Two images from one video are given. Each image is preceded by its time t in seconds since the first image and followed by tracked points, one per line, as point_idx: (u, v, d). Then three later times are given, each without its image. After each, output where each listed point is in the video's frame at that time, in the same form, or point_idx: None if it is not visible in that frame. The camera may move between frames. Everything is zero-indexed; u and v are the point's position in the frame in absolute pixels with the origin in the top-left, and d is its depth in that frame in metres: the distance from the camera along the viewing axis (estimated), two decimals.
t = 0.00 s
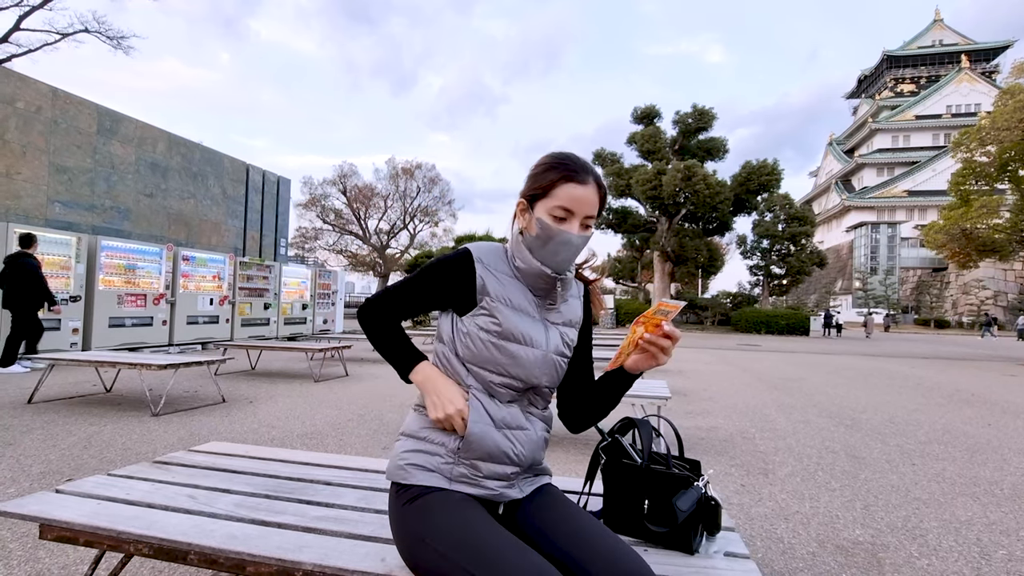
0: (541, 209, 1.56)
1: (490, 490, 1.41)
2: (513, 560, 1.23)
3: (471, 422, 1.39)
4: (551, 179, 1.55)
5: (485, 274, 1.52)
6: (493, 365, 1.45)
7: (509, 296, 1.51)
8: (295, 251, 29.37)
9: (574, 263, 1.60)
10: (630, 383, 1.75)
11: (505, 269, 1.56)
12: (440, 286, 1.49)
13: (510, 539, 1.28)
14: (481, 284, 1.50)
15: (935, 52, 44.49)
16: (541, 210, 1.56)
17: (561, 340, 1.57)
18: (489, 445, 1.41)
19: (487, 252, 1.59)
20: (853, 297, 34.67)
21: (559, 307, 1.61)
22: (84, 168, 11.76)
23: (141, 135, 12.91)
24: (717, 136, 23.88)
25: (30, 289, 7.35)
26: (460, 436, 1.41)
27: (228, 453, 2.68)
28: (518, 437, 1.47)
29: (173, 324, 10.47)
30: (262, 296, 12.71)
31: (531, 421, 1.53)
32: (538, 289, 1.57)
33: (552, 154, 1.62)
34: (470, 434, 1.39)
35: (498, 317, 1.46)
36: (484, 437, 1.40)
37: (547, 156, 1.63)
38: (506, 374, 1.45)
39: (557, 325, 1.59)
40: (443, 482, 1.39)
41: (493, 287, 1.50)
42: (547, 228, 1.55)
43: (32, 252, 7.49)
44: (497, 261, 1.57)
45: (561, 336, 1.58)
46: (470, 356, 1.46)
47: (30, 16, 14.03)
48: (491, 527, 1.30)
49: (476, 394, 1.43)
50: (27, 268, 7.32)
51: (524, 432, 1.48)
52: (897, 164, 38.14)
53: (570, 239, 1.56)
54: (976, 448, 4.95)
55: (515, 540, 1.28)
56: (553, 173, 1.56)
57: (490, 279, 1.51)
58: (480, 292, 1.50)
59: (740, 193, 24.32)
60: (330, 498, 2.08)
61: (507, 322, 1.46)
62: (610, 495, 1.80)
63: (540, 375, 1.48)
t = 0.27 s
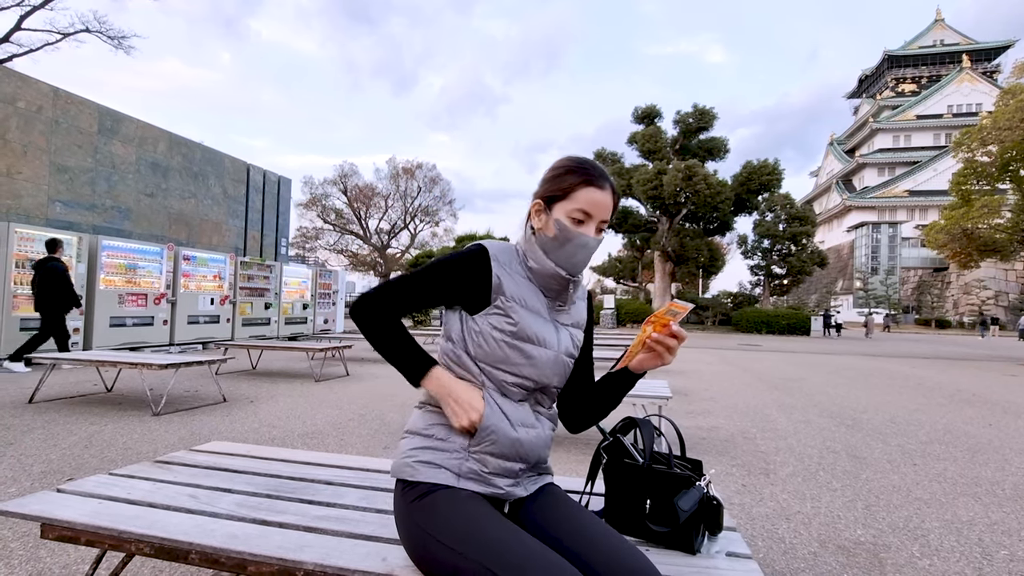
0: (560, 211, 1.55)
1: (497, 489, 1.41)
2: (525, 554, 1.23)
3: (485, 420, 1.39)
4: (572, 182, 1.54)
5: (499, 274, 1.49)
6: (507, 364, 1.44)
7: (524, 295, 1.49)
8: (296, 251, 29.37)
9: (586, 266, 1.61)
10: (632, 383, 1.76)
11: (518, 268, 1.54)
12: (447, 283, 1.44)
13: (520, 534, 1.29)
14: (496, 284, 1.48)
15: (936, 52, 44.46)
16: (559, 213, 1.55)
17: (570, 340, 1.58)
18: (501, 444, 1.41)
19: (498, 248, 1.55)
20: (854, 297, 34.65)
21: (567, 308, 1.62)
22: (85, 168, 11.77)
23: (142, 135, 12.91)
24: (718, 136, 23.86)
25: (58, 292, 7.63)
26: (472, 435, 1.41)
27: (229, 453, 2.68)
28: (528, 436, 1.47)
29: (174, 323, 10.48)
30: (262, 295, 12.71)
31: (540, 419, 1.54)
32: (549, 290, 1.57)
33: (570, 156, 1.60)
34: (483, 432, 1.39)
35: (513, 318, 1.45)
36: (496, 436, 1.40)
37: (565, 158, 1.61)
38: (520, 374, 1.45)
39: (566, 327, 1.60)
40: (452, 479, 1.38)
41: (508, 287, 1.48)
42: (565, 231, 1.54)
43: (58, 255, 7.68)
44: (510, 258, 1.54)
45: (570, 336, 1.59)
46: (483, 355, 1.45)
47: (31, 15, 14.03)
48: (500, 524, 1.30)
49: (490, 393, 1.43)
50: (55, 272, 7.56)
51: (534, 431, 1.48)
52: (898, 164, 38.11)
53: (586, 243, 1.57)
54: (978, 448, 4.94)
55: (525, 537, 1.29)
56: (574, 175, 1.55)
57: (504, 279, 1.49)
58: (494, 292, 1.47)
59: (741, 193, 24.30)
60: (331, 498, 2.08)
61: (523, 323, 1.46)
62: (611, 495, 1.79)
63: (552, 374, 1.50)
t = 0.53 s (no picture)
0: (571, 213, 1.55)
1: (502, 491, 1.41)
2: (530, 553, 1.24)
3: (491, 426, 1.38)
4: (585, 184, 1.55)
5: (505, 278, 1.48)
6: (515, 370, 1.44)
7: (530, 300, 1.49)
8: (296, 251, 29.36)
9: (594, 269, 1.62)
10: (633, 382, 1.77)
11: (523, 271, 1.54)
12: (455, 295, 1.42)
13: (525, 535, 1.29)
14: (503, 287, 1.47)
15: (936, 52, 44.48)
16: (570, 214, 1.55)
17: (574, 343, 1.59)
18: (509, 451, 1.41)
19: (502, 252, 1.54)
20: (854, 297, 34.65)
21: (571, 310, 1.62)
22: (85, 168, 11.77)
23: (142, 135, 12.92)
24: (718, 136, 23.86)
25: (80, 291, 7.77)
26: (478, 441, 1.41)
27: (230, 453, 2.69)
28: (531, 442, 1.47)
29: (174, 323, 10.48)
30: (263, 295, 12.71)
31: (543, 425, 1.54)
32: (555, 292, 1.56)
33: (580, 159, 1.61)
34: (489, 438, 1.39)
35: (520, 322, 1.45)
36: (503, 440, 1.40)
37: (575, 160, 1.61)
38: (527, 378, 1.45)
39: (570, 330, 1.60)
40: (456, 482, 1.38)
41: (516, 291, 1.47)
42: (576, 234, 1.55)
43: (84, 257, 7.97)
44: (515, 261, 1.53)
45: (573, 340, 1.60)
46: (489, 360, 1.44)
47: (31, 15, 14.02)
48: (505, 526, 1.30)
49: (495, 398, 1.42)
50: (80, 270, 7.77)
51: (539, 437, 1.49)
52: (898, 164, 38.12)
53: (596, 246, 1.57)
54: (978, 448, 4.94)
55: (532, 537, 1.29)
56: (586, 178, 1.55)
57: (511, 283, 1.48)
58: (500, 297, 1.46)
59: (741, 193, 24.30)
60: (333, 498, 2.08)
61: (530, 328, 1.45)
62: (613, 496, 1.79)
63: (559, 379, 1.50)
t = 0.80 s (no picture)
0: (570, 213, 1.55)
1: (501, 493, 1.41)
2: (530, 554, 1.24)
3: (489, 428, 1.38)
4: (585, 184, 1.55)
5: (502, 279, 1.47)
6: (513, 371, 1.43)
7: (528, 301, 1.49)
8: (296, 251, 29.34)
9: (593, 269, 1.62)
10: (631, 380, 1.77)
11: (520, 271, 1.53)
12: (452, 296, 1.41)
13: (525, 537, 1.29)
14: (500, 288, 1.46)
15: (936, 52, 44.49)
16: (569, 214, 1.55)
17: (572, 342, 1.59)
18: (507, 454, 1.41)
19: (499, 251, 1.53)
20: (854, 297, 34.65)
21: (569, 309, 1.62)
22: (85, 168, 11.76)
23: (142, 135, 12.92)
24: (718, 136, 23.85)
25: (102, 294, 8.00)
26: (477, 443, 1.41)
27: (230, 453, 2.68)
28: (529, 444, 1.47)
29: (174, 323, 10.48)
30: (263, 295, 12.72)
31: (541, 425, 1.55)
32: (553, 292, 1.56)
33: (579, 157, 1.61)
34: (489, 441, 1.38)
35: (518, 324, 1.45)
36: (502, 442, 1.40)
37: (574, 158, 1.61)
38: (525, 380, 1.45)
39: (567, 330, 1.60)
40: (455, 484, 1.38)
41: (513, 292, 1.47)
42: (575, 233, 1.55)
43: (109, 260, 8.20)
44: (513, 261, 1.53)
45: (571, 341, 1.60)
46: (487, 362, 1.43)
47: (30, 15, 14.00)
48: (504, 527, 1.30)
49: (492, 400, 1.41)
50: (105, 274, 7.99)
51: (537, 439, 1.49)
52: (898, 164, 38.12)
53: (594, 245, 1.58)
54: (978, 448, 4.94)
55: (531, 539, 1.29)
56: (586, 178, 1.55)
57: (508, 284, 1.47)
58: (497, 298, 1.45)
59: (741, 193, 24.29)
60: (333, 498, 2.08)
61: (529, 330, 1.45)
62: (613, 496, 1.79)
63: (557, 380, 1.50)
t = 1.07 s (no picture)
0: (567, 212, 1.55)
1: (501, 495, 1.42)
2: (530, 554, 1.24)
3: (489, 431, 1.39)
4: (581, 184, 1.55)
5: (499, 281, 1.46)
6: (511, 375, 1.44)
7: (526, 303, 1.49)
8: (296, 251, 29.33)
9: (590, 268, 1.63)
10: (629, 378, 1.78)
11: (516, 273, 1.53)
12: (448, 299, 1.40)
13: (526, 537, 1.30)
14: (497, 291, 1.46)
15: (936, 52, 44.50)
16: (566, 213, 1.55)
17: (570, 343, 1.59)
18: (508, 456, 1.41)
19: (496, 252, 1.53)
20: (854, 297, 34.65)
21: (566, 309, 1.62)
22: (86, 168, 11.77)
23: (142, 135, 12.93)
24: (718, 136, 23.86)
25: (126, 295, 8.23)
26: (478, 446, 1.42)
27: (231, 453, 2.69)
28: (528, 446, 1.48)
29: (174, 323, 10.49)
30: (263, 295, 12.73)
31: (540, 427, 1.55)
32: (550, 293, 1.56)
33: (574, 155, 1.60)
34: (488, 444, 1.39)
35: (515, 328, 1.45)
36: (502, 445, 1.40)
37: (570, 156, 1.60)
38: (522, 384, 1.45)
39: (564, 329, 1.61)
40: (455, 486, 1.38)
41: (511, 295, 1.46)
42: (573, 233, 1.55)
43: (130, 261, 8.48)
44: (510, 262, 1.53)
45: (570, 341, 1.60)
46: (485, 366, 1.43)
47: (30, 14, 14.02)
48: (505, 529, 1.30)
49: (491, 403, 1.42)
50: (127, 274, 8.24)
51: (536, 442, 1.49)
52: (899, 164, 38.12)
53: (592, 244, 1.58)
54: (978, 448, 4.96)
55: (531, 539, 1.29)
56: (583, 177, 1.55)
57: (505, 287, 1.47)
58: (495, 301, 1.45)
59: (741, 193, 24.30)
60: (333, 498, 2.08)
61: (526, 334, 1.45)
62: (614, 496, 1.79)
63: (555, 383, 1.51)
